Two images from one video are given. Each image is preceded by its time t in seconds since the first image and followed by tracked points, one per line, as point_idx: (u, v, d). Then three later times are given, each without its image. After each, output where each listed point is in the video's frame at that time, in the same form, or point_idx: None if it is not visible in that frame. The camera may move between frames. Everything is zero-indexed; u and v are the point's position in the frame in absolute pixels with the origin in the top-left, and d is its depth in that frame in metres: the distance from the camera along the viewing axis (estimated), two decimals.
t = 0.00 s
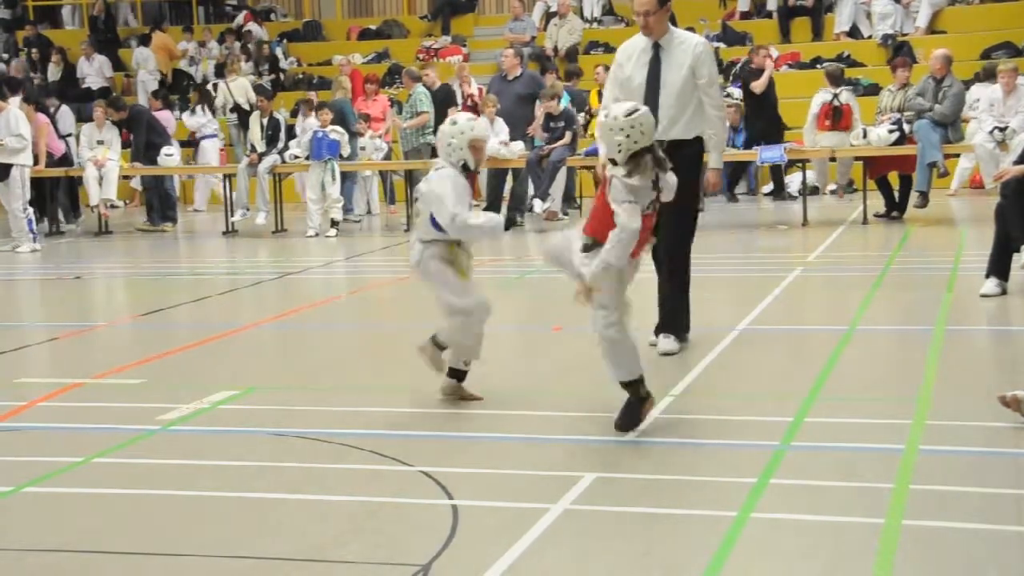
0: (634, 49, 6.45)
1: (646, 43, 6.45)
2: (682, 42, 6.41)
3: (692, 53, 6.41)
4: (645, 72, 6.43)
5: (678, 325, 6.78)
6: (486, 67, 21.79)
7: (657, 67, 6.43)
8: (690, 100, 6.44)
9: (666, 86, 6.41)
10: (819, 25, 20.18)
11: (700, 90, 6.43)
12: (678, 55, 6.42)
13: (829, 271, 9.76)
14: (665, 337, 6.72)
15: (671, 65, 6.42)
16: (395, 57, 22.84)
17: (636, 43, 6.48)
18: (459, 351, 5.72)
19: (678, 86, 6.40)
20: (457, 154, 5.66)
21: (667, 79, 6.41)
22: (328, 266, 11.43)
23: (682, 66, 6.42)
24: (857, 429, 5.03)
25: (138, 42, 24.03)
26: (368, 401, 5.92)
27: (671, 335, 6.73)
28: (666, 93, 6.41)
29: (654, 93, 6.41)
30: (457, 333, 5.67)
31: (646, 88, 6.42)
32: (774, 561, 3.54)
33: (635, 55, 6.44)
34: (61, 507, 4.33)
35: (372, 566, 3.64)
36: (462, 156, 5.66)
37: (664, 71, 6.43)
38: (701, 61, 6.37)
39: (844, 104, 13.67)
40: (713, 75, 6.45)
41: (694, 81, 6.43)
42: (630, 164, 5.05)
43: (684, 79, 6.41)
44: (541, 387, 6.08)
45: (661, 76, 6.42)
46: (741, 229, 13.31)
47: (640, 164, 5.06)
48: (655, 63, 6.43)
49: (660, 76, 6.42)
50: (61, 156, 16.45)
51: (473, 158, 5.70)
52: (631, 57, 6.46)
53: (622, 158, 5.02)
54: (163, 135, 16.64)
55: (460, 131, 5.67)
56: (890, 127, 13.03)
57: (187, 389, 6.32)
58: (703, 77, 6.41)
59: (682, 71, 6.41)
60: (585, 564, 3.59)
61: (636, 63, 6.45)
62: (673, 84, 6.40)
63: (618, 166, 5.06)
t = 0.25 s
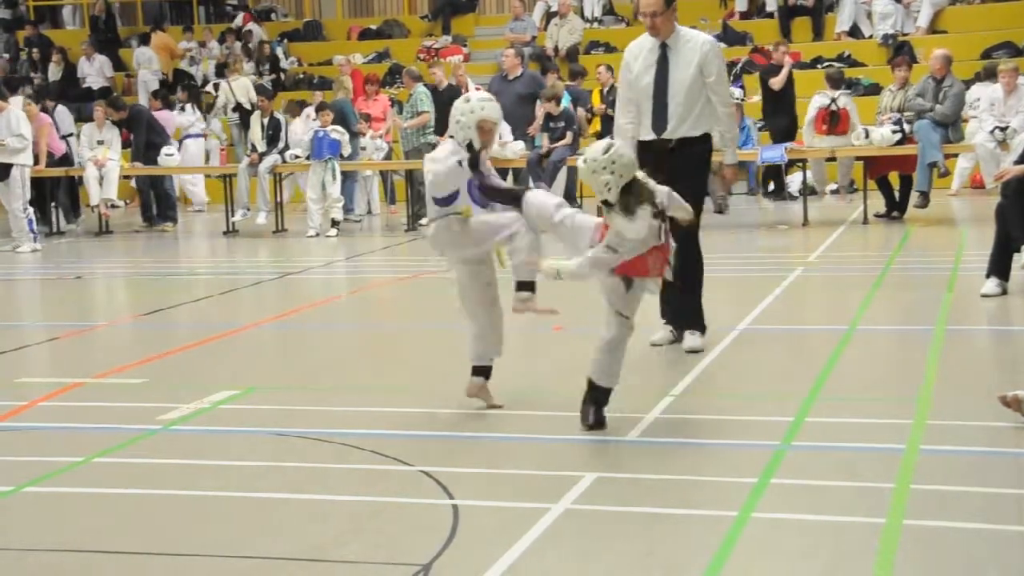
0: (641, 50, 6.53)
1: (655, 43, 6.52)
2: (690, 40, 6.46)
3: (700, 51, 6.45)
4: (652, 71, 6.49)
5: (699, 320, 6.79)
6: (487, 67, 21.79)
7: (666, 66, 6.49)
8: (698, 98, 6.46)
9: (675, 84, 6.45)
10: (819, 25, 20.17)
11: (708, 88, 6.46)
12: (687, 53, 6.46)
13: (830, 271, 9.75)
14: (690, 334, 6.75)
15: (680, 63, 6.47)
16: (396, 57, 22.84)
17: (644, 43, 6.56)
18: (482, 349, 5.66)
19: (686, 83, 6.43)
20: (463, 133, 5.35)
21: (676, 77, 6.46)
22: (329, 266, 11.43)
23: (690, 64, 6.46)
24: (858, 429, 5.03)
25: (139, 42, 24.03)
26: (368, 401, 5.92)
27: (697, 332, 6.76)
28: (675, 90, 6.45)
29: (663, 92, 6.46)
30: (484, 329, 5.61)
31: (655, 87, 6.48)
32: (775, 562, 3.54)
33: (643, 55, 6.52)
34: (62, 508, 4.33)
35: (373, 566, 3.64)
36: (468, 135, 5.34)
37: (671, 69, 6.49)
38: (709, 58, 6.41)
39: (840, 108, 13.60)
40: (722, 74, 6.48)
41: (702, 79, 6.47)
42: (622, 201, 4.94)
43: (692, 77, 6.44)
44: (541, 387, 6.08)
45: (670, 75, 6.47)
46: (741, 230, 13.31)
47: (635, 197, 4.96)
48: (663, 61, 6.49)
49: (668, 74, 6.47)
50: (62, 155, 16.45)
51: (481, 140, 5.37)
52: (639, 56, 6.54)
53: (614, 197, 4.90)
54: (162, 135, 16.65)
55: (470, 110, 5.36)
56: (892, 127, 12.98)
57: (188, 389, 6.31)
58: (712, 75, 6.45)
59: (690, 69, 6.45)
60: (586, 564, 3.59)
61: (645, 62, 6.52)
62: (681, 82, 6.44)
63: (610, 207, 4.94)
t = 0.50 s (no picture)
0: (654, 46, 6.28)
1: (664, 40, 6.27)
2: (701, 38, 6.22)
3: (711, 50, 6.23)
4: (663, 71, 6.27)
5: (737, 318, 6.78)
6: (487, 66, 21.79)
7: (677, 65, 6.25)
8: (708, 97, 6.31)
9: (685, 84, 6.26)
10: (819, 25, 20.17)
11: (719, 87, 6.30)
12: (698, 52, 6.23)
13: (830, 271, 9.75)
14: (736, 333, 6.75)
15: (690, 62, 6.24)
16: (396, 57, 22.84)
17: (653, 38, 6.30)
18: (475, 363, 5.54)
19: (697, 84, 6.25)
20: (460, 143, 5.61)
21: (686, 77, 6.25)
22: (329, 266, 11.42)
23: (702, 62, 6.24)
24: (858, 429, 5.02)
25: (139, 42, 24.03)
26: (368, 401, 5.91)
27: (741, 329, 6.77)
28: (686, 91, 6.27)
29: (673, 93, 6.28)
30: (478, 344, 5.50)
31: (665, 87, 6.28)
32: (775, 562, 3.54)
33: (652, 54, 6.29)
34: (63, 508, 4.32)
35: (373, 566, 3.64)
36: (467, 144, 5.61)
37: (682, 68, 6.26)
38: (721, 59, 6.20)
39: (839, 109, 13.57)
40: (733, 72, 6.29)
41: (712, 78, 6.28)
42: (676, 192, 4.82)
43: (703, 77, 6.25)
44: (542, 387, 6.08)
45: (681, 75, 6.26)
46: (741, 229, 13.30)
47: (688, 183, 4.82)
48: (674, 61, 6.25)
49: (679, 74, 6.26)
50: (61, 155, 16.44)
51: (478, 148, 5.65)
52: (649, 54, 6.29)
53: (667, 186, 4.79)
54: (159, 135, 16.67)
55: (467, 119, 5.61)
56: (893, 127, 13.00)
57: (188, 389, 6.31)
58: (723, 74, 6.26)
59: (701, 68, 6.24)
60: (586, 564, 3.59)
61: (655, 61, 6.29)
62: (691, 82, 6.25)
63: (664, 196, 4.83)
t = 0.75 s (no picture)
0: (680, 47, 6.43)
1: (694, 40, 6.38)
2: (729, 37, 6.27)
3: (739, 47, 6.25)
4: (692, 70, 6.36)
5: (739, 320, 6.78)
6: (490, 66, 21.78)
7: (706, 64, 6.32)
8: (738, 95, 6.29)
9: (715, 82, 6.29)
10: (822, 24, 20.15)
11: (748, 85, 6.26)
12: (726, 50, 6.27)
13: (833, 271, 9.74)
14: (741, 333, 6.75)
15: (719, 60, 6.28)
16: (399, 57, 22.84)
17: (684, 40, 6.43)
18: (502, 361, 5.47)
19: (727, 82, 6.25)
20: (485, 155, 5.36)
21: (716, 75, 6.28)
22: (333, 266, 11.41)
23: (731, 60, 6.26)
24: (862, 429, 5.02)
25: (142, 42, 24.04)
26: (371, 401, 5.91)
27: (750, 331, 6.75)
28: (716, 89, 6.29)
29: (703, 91, 6.32)
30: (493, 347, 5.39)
31: (695, 86, 6.35)
32: (778, 562, 3.54)
33: (680, 54, 6.42)
34: (67, 507, 4.32)
35: (377, 565, 3.64)
36: (492, 157, 5.36)
37: (711, 67, 6.31)
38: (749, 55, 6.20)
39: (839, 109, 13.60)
40: (765, 70, 6.26)
41: (743, 75, 6.26)
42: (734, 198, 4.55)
43: (732, 75, 6.25)
44: (545, 387, 6.07)
45: (710, 73, 6.30)
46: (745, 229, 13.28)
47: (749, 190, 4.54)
48: (703, 59, 6.33)
49: (708, 72, 6.31)
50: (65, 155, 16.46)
51: (504, 160, 5.40)
52: (678, 55, 6.43)
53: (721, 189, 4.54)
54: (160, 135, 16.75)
55: (491, 129, 5.38)
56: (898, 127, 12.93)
57: (191, 389, 6.30)
58: (752, 72, 6.23)
59: (730, 65, 6.25)
60: (590, 564, 3.59)
61: (683, 61, 6.41)
62: (720, 80, 6.27)
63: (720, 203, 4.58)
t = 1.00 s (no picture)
0: (709, 43, 6.43)
1: (723, 37, 6.38)
2: (758, 34, 6.26)
3: (768, 44, 6.24)
4: (720, 67, 6.38)
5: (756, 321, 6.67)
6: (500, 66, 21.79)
7: (735, 61, 6.33)
8: (767, 92, 6.30)
9: (744, 79, 6.30)
10: (833, 24, 20.11)
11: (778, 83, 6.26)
12: (755, 47, 6.27)
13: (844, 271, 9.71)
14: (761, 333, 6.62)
15: (748, 58, 6.29)
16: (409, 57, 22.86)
17: (712, 36, 6.44)
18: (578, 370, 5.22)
19: (756, 80, 6.27)
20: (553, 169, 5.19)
21: (745, 72, 6.30)
22: (342, 266, 11.41)
23: (759, 57, 6.26)
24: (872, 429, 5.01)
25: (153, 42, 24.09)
26: (381, 401, 5.91)
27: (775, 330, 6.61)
28: (745, 86, 6.31)
29: (731, 88, 6.33)
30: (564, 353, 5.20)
31: (724, 82, 6.36)
32: (788, 562, 3.53)
33: (709, 50, 6.43)
34: (77, 507, 4.33)
35: (387, 565, 3.64)
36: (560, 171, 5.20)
37: (741, 64, 6.31)
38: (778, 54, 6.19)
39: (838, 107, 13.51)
40: (794, 68, 6.25)
41: (772, 73, 6.26)
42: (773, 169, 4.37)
43: (761, 72, 6.26)
44: (555, 386, 6.06)
45: (739, 71, 6.31)
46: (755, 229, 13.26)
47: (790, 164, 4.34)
48: (732, 56, 6.33)
49: (737, 70, 6.32)
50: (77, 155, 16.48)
51: (572, 175, 5.24)
52: (706, 51, 6.45)
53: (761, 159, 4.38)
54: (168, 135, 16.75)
55: (558, 144, 5.21)
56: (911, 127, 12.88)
57: (201, 388, 6.31)
58: (782, 69, 6.23)
59: (759, 63, 6.26)
60: (599, 564, 3.58)
61: (711, 58, 6.42)
62: (749, 77, 6.28)
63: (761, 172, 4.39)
